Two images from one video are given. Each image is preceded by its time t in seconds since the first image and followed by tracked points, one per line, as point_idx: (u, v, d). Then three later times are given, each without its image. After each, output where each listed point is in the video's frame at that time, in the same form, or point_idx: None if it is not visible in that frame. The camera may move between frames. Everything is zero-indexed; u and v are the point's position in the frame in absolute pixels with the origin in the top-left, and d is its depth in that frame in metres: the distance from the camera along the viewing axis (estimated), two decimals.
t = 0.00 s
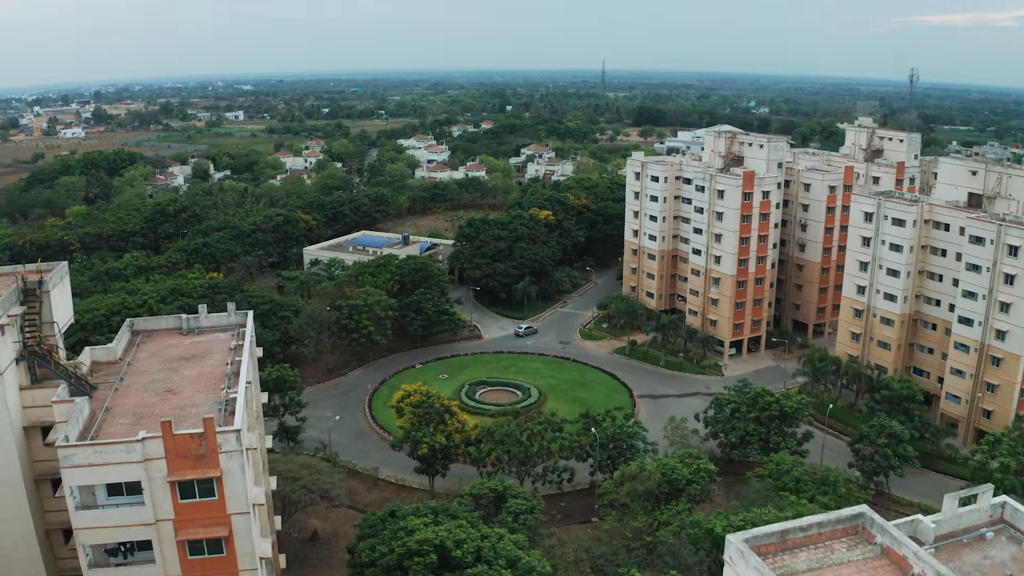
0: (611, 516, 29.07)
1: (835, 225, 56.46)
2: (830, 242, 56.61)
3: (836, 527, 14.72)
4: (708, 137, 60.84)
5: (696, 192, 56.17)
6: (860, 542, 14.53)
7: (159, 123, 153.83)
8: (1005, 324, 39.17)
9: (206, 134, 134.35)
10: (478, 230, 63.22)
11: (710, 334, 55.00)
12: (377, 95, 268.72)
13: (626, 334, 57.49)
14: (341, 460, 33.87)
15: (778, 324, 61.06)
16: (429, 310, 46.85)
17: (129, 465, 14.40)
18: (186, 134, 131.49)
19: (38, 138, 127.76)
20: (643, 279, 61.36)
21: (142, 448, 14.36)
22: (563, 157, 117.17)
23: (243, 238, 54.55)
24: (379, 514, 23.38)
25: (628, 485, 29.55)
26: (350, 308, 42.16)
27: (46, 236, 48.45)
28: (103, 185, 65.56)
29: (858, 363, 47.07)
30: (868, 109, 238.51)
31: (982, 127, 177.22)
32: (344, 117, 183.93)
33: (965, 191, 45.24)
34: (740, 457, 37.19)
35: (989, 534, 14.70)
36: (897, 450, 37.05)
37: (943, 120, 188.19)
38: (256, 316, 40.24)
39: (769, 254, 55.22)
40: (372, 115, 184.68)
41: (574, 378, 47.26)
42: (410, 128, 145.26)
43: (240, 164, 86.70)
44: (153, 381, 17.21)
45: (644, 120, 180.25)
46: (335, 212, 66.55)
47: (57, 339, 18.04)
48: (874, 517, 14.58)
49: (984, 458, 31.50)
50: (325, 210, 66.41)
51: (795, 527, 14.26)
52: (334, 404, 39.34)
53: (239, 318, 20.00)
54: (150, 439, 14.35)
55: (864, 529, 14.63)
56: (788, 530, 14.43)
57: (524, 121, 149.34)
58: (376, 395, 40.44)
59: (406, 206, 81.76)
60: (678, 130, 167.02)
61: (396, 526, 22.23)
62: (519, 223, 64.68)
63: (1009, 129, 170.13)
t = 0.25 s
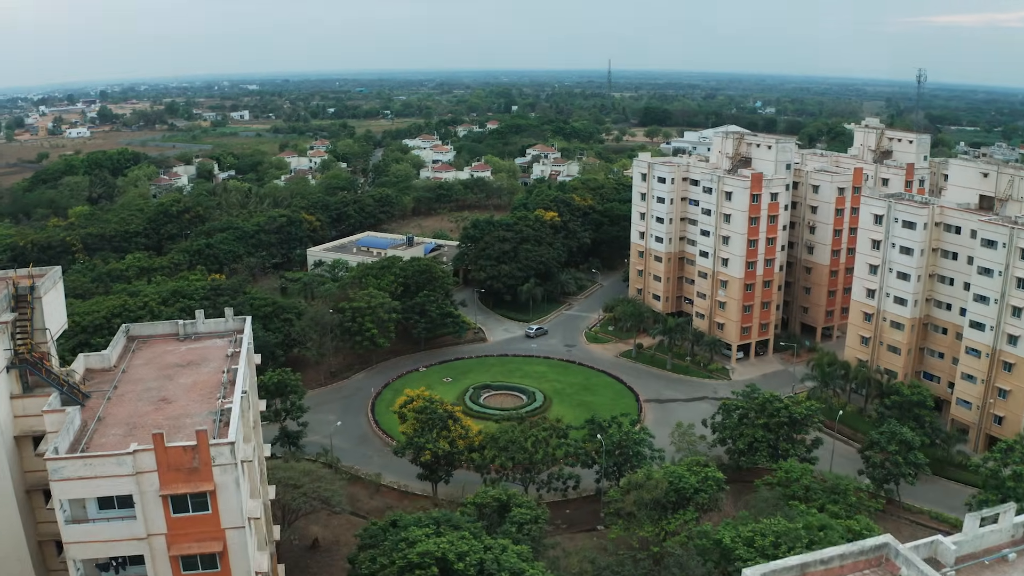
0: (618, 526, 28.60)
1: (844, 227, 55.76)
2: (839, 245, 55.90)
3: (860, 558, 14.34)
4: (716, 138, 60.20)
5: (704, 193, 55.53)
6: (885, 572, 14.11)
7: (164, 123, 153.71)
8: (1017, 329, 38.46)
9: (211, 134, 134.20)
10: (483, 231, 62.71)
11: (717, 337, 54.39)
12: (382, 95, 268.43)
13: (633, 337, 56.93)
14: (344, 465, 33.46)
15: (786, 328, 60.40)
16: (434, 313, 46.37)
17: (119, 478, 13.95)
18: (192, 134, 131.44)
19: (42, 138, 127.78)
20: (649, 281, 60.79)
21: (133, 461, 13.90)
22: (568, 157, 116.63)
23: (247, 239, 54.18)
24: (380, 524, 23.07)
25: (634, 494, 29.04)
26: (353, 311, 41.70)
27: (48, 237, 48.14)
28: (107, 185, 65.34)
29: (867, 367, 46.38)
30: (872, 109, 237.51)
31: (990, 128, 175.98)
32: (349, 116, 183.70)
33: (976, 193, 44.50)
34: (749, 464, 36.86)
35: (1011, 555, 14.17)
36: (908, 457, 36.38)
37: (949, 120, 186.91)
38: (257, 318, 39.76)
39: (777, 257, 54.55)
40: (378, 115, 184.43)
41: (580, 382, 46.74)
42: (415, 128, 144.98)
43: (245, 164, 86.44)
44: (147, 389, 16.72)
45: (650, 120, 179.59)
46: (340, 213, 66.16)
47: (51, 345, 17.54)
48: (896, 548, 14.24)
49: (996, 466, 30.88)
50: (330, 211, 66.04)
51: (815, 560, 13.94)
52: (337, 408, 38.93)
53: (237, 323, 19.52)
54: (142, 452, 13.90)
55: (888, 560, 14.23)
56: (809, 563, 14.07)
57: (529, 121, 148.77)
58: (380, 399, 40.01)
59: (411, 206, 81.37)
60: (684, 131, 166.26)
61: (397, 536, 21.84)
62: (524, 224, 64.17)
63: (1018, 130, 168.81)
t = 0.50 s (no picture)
0: (625, 535, 28.12)
1: (853, 229, 55.07)
2: (848, 247, 55.22)
3: None
4: (724, 139, 59.58)
5: (712, 195, 54.91)
6: None
7: (170, 122, 153.70)
8: None
9: (217, 134, 134.10)
10: (489, 233, 62.22)
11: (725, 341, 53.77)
12: (388, 95, 268.19)
13: (640, 340, 56.37)
14: (347, 471, 33.03)
15: (794, 331, 59.75)
16: (438, 316, 45.89)
17: (110, 492, 13.50)
18: (198, 134, 131.37)
19: (47, 137, 127.84)
20: (657, 283, 60.20)
21: (124, 474, 13.45)
22: (575, 157, 116.12)
23: (251, 240, 53.86)
24: (382, 534, 22.77)
25: (641, 503, 28.55)
26: (357, 313, 41.24)
27: (51, 238, 47.90)
28: (111, 185, 65.17)
29: (877, 372, 45.67)
30: (881, 109, 235.99)
31: (1000, 129, 174.54)
32: (355, 116, 183.50)
33: (989, 196, 43.76)
34: (758, 471, 36.58)
35: None
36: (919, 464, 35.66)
37: (959, 121, 185.51)
38: (260, 320, 39.26)
39: (786, 259, 53.90)
40: (384, 115, 184.21)
41: (586, 386, 46.21)
42: (421, 128, 144.65)
43: (250, 164, 86.22)
44: (142, 398, 16.30)
45: (657, 120, 178.80)
46: (345, 214, 65.79)
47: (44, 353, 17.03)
48: None
49: (1010, 475, 30.22)
50: (335, 211, 65.68)
51: None
52: (340, 412, 38.51)
53: (236, 329, 19.04)
54: (133, 465, 13.45)
55: None
56: None
57: (535, 121, 148.20)
58: (383, 403, 39.57)
59: (416, 207, 81.02)
60: (691, 131, 165.40)
61: (399, 547, 21.49)
62: (530, 226, 63.67)
63: None
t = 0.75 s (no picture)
0: (633, 545, 27.61)
1: (864, 232, 54.35)
2: (859, 250, 54.50)
3: None
4: (733, 140, 58.91)
5: (721, 197, 54.26)
6: None
7: (177, 122, 153.72)
8: None
9: (224, 134, 134.01)
10: (496, 235, 61.71)
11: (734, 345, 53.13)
12: (396, 95, 268.05)
13: (647, 343, 55.81)
14: (351, 476, 32.62)
15: (804, 335, 59.06)
16: (444, 319, 45.40)
17: (102, 506, 13.08)
18: (205, 134, 131.34)
19: (54, 137, 128.00)
20: (665, 286, 59.61)
21: (117, 488, 13.03)
22: (582, 158, 115.55)
23: (256, 241, 53.54)
24: (385, 543, 22.47)
25: (649, 512, 28.05)
26: (362, 316, 40.79)
27: (55, 238, 47.65)
28: (117, 185, 65.00)
29: (888, 378, 44.95)
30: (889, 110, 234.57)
31: (1011, 130, 173.00)
32: (362, 117, 183.29)
33: (1001, 199, 43.00)
34: (768, 479, 36.07)
35: None
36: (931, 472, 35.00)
37: (970, 122, 184.00)
38: (264, 323, 38.59)
39: (796, 262, 53.21)
40: (391, 115, 183.99)
41: (593, 391, 45.70)
42: (428, 128, 144.27)
43: (256, 164, 85.97)
44: (138, 407, 15.88)
45: (665, 121, 177.93)
46: (351, 214, 65.41)
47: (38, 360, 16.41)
48: None
49: None
50: (341, 212, 65.30)
51: None
52: (344, 416, 38.11)
53: (235, 335, 18.60)
54: (126, 479, 13.02)
55: None
56: None
57: (542, 121, 147.59)
58: (388, 407, 39.16)
59: (423, 208, 80.63)
60: (699, 132, 164.48)
61: (402, 558, 21.17)
62: (537, 228, 63.16)
63: None
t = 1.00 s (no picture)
0: (641, 555, 26.98)
1: (876, 235, 53.57)
2: (871, 253, 53.73)
3: None
4: (744, 142, 58.19)
5: (731, 199, 53.59)
6: None
7: (185, 122, 153.81)
8: None
9: (231, 134, 133.92)
10: (503, 236, 61.23)
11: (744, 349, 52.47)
12: (404, 96, 267.97)
13: (656, 347, 55.23)
14: (355, 481, 32.22)
15: (814, 338, 58.32)
16: (451, 321, 44.91)
17: (94, 520, 12.68)
18: (213, 134, 131.30)
19: (62, 137, 128.28)
20: (674, 289, 58.99)
21: (109, 502, 12.63)
22: (590, 159, 114.84)
23: (262, 242, 53.22)
24: (389, 553, 22.22)
25: (658, 522, 27.47)
26: (368, 319, 40.36)
27: (61, 239, 47.41)
28: (123, 185, 64.85)
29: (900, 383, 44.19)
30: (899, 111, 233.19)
31: None
32: (370, 117, 183.09)
33: (1015, 201, 42.18)
34: (779, 487, 35.48)
35: None
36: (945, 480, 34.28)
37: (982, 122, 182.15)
38: (269, 325, 38.05)
39: (807, 265, 52.51)
40: (399, 116, 183.83)
41: (601, 395, 45.17)
42: (436, 129, 143.83)
43: (263, 164, 85.73)
44: (134, 416, 15.49)
45: (674, 121, 176.89)
46: (357, 215, 65.05)
47: (35, 368, 15.77)
48: None
49: None
50: (347, 213, 64.91)
51: None
52: (349, 420, 37.72)
53: (235, 341, 18.18)
54: (118, 493, 12.61)
55: None
56: None
57: (551, 122, 146.86)
58: (394, 411, 38.73)
59: (430, 209, 80.21)
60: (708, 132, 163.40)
61: (405, 569, 20.88)
62: (545, 229, 62.64)
63: None
